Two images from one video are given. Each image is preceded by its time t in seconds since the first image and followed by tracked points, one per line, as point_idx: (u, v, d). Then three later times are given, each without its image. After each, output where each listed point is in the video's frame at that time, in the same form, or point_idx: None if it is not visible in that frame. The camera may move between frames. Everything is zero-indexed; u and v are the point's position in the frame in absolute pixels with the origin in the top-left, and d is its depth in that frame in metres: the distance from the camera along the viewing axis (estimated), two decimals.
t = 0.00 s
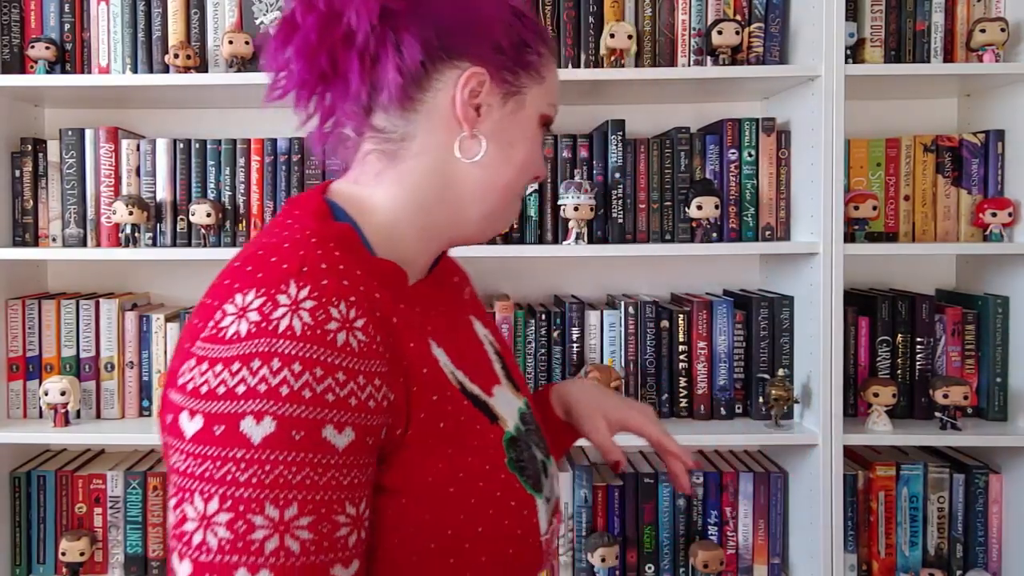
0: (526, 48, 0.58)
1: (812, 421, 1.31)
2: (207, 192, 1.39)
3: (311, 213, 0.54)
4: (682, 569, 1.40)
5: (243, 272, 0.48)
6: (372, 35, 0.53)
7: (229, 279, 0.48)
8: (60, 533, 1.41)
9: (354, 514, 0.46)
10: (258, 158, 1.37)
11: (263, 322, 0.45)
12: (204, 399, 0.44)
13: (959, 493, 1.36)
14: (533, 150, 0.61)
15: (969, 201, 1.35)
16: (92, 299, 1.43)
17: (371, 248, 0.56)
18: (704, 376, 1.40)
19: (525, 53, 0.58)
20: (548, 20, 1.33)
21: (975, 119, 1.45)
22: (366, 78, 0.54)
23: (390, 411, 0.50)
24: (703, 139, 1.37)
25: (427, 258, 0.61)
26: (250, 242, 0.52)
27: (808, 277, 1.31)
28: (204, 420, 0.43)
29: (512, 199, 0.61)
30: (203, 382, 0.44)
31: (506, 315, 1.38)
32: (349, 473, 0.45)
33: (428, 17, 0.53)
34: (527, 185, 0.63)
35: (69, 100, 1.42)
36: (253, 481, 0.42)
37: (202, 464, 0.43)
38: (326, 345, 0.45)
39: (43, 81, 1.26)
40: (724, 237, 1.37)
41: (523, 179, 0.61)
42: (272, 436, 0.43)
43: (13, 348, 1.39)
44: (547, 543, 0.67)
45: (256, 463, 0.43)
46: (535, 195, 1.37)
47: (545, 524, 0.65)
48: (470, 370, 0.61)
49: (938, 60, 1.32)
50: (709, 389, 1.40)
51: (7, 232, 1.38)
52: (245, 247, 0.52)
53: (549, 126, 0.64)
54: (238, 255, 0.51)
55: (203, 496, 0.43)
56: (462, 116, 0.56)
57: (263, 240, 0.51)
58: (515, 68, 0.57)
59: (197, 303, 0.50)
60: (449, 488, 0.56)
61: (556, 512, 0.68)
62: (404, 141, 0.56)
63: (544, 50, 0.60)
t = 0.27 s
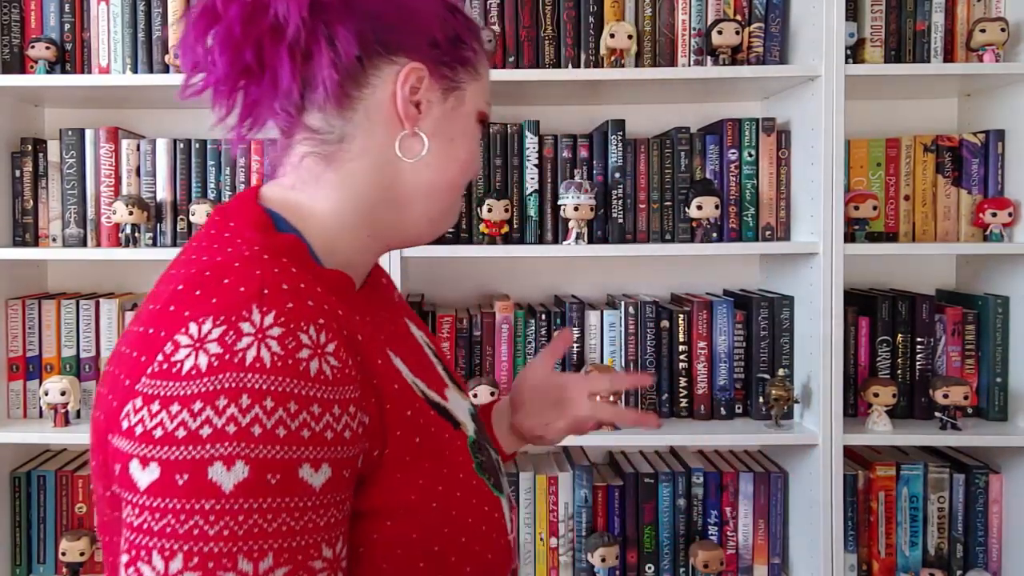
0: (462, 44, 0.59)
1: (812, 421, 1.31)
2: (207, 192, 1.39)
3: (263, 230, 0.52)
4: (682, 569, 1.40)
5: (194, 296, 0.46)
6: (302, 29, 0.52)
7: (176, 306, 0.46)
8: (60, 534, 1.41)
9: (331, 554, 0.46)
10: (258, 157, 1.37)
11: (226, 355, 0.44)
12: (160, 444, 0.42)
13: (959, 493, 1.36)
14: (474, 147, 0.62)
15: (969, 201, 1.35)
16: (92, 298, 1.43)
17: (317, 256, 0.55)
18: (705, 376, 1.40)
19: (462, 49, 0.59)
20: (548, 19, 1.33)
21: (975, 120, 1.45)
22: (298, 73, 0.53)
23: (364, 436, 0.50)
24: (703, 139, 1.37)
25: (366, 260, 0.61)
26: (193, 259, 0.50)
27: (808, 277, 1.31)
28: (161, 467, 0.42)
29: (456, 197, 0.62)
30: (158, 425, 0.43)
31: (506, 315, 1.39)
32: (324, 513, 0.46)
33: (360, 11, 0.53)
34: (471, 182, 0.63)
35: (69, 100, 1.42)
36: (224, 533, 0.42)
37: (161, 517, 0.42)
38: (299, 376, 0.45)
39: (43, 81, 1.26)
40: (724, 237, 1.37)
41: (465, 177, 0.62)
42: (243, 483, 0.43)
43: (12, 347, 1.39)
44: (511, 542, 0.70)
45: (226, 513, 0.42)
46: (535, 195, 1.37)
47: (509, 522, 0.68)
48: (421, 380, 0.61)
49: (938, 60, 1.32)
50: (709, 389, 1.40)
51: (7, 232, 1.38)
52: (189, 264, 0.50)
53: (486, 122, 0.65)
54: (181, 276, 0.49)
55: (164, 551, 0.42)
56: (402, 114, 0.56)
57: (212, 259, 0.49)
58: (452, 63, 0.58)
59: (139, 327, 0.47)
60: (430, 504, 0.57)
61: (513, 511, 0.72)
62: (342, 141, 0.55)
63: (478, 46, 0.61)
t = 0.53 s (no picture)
0: (435, 35, 0.60)
1: (812, 421, 1.31)
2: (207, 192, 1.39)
3: (243, 236, 0.52)
4: (682, 569, 1.40)
5: (171, 305, 0.46)
6: (273, 23, 0.53)
7: (152, 316, 0.46)
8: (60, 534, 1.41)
9: (318, 569, 0.47)
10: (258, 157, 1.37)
11: (208, 368, 0.44)
12: (140, 462, 0.42)
13: (959, 493, 1.36)
14: (451, 141, 0.63)
15: (969, 201, 1.35)
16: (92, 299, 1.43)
17: (296, 258, 0.56)
18: (705, 376, 1.40)
19: (436, 40, 0.61)
20: (548, 19, 1.33)
21: (975, 120, 1.45)
22: (272, 67, 0.54)
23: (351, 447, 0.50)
24: (703, 139, 1.37)
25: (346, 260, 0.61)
26: (169, 267, 0.50)
27: (808, 277, 1.31)
28: (141, 486, 0.42)
29: (435, 192, 0.63)
30: (137, 443, 0.42)
31: (506, 315, 1.39)
32: (311, 528, 0.46)
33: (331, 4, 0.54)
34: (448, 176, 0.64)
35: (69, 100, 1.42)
36: (208, 554, 0.42)
37: (142, 538, 0.42)
38: (284, 389, 0.45)
39: (43, 81, 1.26)
40: (724, 237, 1.37)
41: (444, 171, 0.63)
42: (227, 502, 0.43)
43: (12, 348, 1.39)
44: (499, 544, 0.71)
45: (210, 533, 0.42)
46: (535, 195, 1.37)
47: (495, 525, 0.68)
48: (404, 382, 0.61)
49: (938, 60, 1.32)
50: (709, 389, 1.40)
51: (7, 232, 1.38)
52: (166, 272, 0.49)
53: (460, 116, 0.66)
54: (156, 284, 0.48)
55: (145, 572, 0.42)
56: (381, 107, 0.57)
57: (190, 266, 0.49)
58: (427, 55, 0.60)
59: (114, 338, 0.47)
60: (418, 511, 0.57)
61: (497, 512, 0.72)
62: (320, 137, 0.55)
63: (450, 37, 0.62)
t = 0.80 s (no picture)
0: (421, 29, 0.60)
1: (812, 421, 1.31)
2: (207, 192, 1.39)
3: (235, 237, 0.52)
4: (682, 569, 1.40)
5: (161, 307, 0.46)
6: (256, 25, 0.53)
7: (141, 319, 0.46)
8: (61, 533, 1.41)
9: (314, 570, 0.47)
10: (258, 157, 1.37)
11: (199, 371, 0.43)
12: (131, 467, 0.42)
13: (959, 493, 1.36)
14: (441, 135, 0.64)
15: (969, 201, 1.35)
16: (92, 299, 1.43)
17: (287, 258, 0.56)
18: (705, 376, 1.40)
19: (422, 32, 0.61)
20: (548, 19, 1.33)
21: (975, 120, 1.45)
22: (258, 69, 0.54)
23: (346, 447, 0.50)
24: (703, 139, 1.37)
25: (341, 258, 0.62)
26: (159, 269, 0.50)
27: (808, 277, 1.31)
28: (133, 491, 0.42)
29: (427, 186, 0.63)
30: (128, 447, 0.42)
31: (506, 315, 1.39)
32: (307, 528, 0.46)
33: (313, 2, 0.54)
34: (440, 170, 0.65)
35: (69, 100, 1.42)
36: (204, 557, 0.43)
37: (136, 543, 0.42)
38: (276, 390, 0.45)
39: (43, 81, 1.26)
40: (724, 237, 1.37)
41: (436, 165, 0.63)
42: (221, 505, 0.43)
43: (12, 348, 1.39)
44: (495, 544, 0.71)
45: (205, 536, 0.43)
46: (535, 195, 1.37)
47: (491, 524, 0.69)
48: (399, 381, 0.61)
49: (938, 60, 1.32)
50: (709, 389, 1.40)
51: (7, 232, 1.38)
52: (156, 275, 0.49)
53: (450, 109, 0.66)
54: (147, 287, 0.48)
55: None
56: (369, 104, 0.57)
57: (181, 268, 0.49)
58: (414, 49, 0.60)
59: (104, 341, 0.47)
60: (413, 511, 0.57)
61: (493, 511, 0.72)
62: (309, 135, 0.55)
63: (437, 30, 0.62)
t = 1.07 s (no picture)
0: (421, 26, 0.60)
1: (812, 421, 1.31)
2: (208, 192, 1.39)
3: (233, 237, 0.52)
4: (682, 569, 1.40)
5: (158, 308, 0.46)
6: (253, 26, 0.53)
7: (139, 320, 0.46)
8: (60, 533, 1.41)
9: None
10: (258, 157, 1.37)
11: (193, 373, 0.44)
12: (124, 469, 0.42)
13: (959, 493, 1.36)
14: (442, 133, 0.64)
15: (968, 201, 1.35)
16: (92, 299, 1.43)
17: (287, 259, 0.56)
18: (705, 376, 1.40)
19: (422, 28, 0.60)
20: (548, 19, 1.33)
21: (975, 120, 1.45)
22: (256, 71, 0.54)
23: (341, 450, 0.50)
24: (703, 139, 1.37)
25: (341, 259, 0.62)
26: (158, 270, 0.50)
27: (808, 277, 1.31)
28: (126, 492, 0.42)
29: (428, 186, 0.63)
30: (122, 448, 0.43)
31: (506, 315, 1.39)
32: (299, 533, 0.46)
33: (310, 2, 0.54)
34: (442, 169, 0.64)
35: (69, 100, 1.42)
36: (194, 560, 0.42)
37: (128, 545, 0.42)
38: (270, 393, 0.45)
39: (43, 81, 1.26)
40: (724, 237, 1.37)
41: (438, 164, 0.63)
42: (212, 508, 0.43)
43: (12, 348, 1.39)
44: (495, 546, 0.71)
45: (195, 539, 0.42)
46: (535, 194, 1.37)
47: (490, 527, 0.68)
48: (399, 383, 0.61)
49: (938, 60, 1.32)
50: (709, 389, 1.40)
51: (7, 232, 1.38)
52: (154, 276, 0.50)
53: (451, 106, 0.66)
54: (145, 288, 0.49)
55: None
56: (368, 103, 0.57)
57: (179, 269, 0.49)
58: (414, 47, 0.59)
59: (102, 342, 0.47)
60: (409, 515, 0.57)
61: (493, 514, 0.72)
62: (308, 137, 0.55)
63: (437, 26, 0.62)
